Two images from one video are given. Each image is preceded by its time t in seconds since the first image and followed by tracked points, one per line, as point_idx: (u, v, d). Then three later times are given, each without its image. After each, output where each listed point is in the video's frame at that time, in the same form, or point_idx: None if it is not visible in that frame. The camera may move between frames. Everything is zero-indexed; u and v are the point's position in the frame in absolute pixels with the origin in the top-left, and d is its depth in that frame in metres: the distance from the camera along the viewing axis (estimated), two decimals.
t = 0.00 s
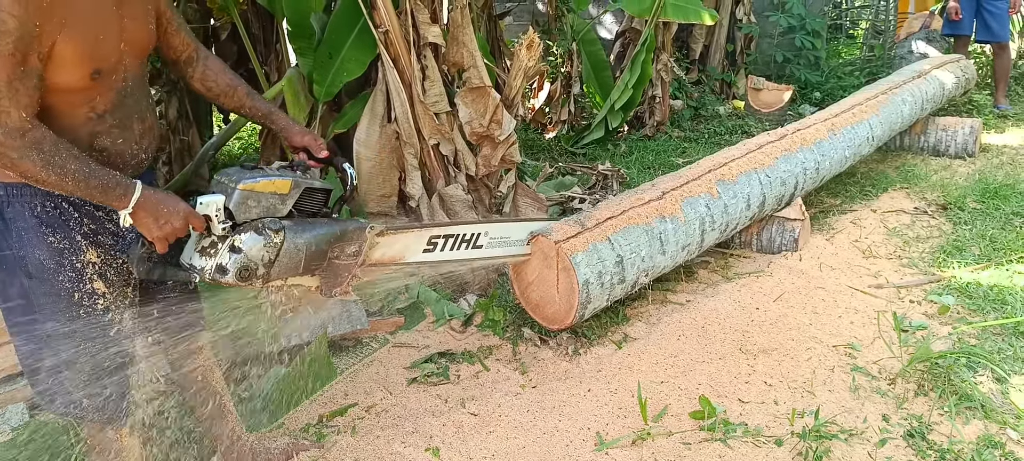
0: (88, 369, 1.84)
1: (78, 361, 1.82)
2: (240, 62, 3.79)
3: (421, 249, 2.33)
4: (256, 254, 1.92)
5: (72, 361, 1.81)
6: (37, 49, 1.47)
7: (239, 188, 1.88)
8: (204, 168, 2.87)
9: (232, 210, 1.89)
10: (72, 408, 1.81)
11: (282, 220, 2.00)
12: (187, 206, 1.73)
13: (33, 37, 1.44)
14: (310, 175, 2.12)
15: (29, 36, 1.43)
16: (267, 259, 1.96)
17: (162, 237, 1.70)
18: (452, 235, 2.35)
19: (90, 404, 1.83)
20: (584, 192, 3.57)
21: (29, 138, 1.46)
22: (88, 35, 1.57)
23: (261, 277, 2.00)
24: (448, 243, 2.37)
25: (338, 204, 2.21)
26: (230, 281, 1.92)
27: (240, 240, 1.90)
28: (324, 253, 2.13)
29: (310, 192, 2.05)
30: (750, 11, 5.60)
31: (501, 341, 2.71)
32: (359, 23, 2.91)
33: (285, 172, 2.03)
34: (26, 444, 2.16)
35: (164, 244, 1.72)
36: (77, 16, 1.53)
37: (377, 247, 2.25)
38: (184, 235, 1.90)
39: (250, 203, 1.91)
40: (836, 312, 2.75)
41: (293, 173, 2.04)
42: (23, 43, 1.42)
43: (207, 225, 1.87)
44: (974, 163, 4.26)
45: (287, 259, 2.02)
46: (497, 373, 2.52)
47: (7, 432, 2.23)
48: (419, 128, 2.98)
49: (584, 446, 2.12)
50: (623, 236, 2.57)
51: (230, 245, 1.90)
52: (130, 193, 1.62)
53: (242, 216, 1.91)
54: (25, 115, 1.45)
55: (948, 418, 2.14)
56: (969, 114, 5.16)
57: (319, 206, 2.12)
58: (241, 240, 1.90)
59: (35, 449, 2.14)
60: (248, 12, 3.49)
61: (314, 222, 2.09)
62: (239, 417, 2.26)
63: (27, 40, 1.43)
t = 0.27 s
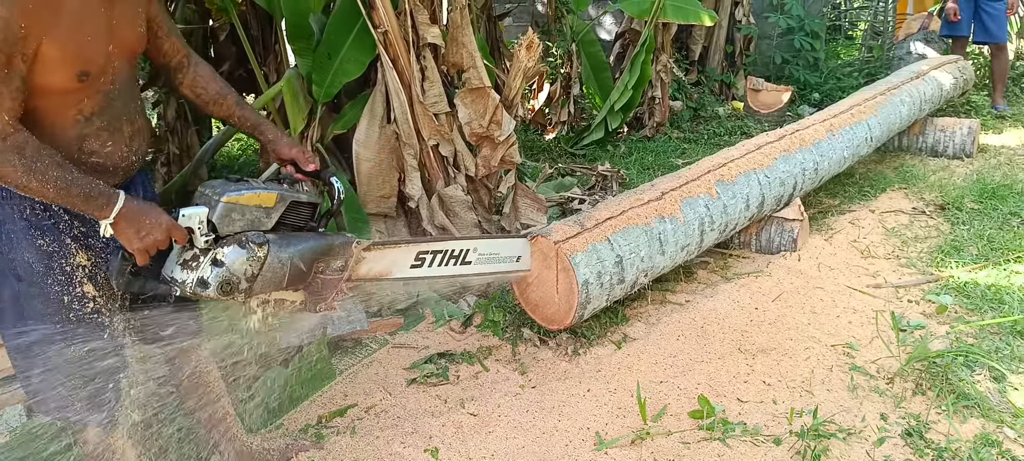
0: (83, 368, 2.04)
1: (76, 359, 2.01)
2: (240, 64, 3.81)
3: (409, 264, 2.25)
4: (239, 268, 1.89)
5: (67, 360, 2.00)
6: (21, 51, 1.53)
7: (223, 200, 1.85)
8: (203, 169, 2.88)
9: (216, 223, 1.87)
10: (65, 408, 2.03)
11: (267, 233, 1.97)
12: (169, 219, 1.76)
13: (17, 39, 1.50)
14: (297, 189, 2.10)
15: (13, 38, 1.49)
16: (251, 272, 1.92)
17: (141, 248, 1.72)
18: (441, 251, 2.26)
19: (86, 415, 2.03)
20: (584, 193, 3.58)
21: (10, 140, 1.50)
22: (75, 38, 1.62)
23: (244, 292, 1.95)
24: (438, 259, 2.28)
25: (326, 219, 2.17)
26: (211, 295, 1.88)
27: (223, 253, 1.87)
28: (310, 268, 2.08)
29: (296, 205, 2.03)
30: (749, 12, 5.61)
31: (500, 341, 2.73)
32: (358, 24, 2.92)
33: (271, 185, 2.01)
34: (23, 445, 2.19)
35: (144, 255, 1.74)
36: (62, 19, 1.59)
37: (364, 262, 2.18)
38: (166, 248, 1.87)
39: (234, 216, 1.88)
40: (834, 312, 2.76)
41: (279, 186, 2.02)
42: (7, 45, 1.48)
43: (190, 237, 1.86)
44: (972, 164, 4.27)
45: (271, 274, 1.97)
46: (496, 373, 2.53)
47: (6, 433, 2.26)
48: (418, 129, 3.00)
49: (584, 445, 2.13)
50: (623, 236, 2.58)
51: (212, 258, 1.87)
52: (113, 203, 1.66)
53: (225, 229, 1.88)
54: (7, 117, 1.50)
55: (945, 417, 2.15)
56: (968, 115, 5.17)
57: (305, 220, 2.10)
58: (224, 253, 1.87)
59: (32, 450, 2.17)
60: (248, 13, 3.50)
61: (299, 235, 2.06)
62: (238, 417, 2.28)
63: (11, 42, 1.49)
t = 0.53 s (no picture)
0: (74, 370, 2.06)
1: (67, 362, 2.03)
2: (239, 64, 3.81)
3: (399, 279, 2.20)
4: (226, 279, 1.84)
5: (59, 362, 2.03)
6: (21, 50, 1.52)
7: (211, 211, 1.82)
8: (202, 169, 2.87)
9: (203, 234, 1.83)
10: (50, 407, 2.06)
11: (256, 245, 1.93)
12: (157, 228, 1.72)
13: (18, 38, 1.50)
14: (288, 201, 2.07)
15: (14, 37, 1.49)
16: (238, 285, 1.87)
17: (128, 256, 1.69)
18: (432, 266, 2.21)
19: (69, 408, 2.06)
20: (585, 194, 3.58)
21: (4, 139, 1.49)
22: (76, 38, 1.62)
23: (231, 304, 1.90)
24: (428, 274, 2.23)
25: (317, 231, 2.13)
26: (196, 306, 1.83)
27: (210, 264, 1.83)
28: (298, 281, 2.02)
29: (285, 218, 1.99)
30: (748, 13, 5.62)
31: (500, 342, 2.72)
32: (358, 24, 2.92)
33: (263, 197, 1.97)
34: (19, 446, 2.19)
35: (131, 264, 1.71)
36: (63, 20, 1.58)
37: (354, 275, 2.12)
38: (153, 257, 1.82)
39: (222, 227, 1.85)
40: (834, 313, 2.77)
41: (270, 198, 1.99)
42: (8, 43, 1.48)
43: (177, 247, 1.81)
44: (972, 165, 4.28)
45: (258, 287, 1.92)
46: (496, 374, 2.53)
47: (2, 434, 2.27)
48: (418, 128, 2.99)
49: (584, 446, 2.13)
50: (623, 237, 2.59)
51: (199, 269, 1.82)
52: (101, 210, 1.64)
53: (213, 239, 1.84)
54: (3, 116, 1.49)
55: (945, 418, 2.16)
56: (967, 116, 5.18)
57: (295, 233, 2.06)
58: (211, 264, 1.83)
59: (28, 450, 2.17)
60: (248, 13, 3.51)
61: (288, 247, 2.02)
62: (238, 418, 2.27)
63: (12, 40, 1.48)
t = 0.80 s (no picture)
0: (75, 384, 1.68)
1: (66, 378, 1.66)
2: (236, 63, 3.80)
3: (414, 264, 2.26)
4: (245, 270, 1.76)
5: (56, 377, 1.65)
6: (64, 43, 1.41)
7: (228, 203, 1.72)
8: (198, 170, 2.87)
9: (221, 226, 1.74)
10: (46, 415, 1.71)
11: (273, 235, 1.85)
12: (179, 222, 1.62)
13: (63, 30, 1.39)
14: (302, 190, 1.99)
15: (60, 29, 1.38)
16: (257, 275, 1.80)
17: (150, 250, 1.58)
18: (445, 250, 2.28)
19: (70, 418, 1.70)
20: (583, 195, 3.57)
21: (40, 132, 1.38)
22: (116, 33, 1.50)
23: (250, 295, 1.83)
24: (442, 258, 2.30)
25: (331, 221, 2.09)
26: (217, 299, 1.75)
27: (229, 256, 1.75)
28: (316, 269, 1.96)
29: (300, 207, 1.91)
30: (748, 14, 5.61)
31: (499, 344, 2.71)
32: (357, 23, 2.91)
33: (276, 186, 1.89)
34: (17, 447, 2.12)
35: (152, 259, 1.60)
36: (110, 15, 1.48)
37: (369, 263, 2.15)
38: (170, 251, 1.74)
39: (239, 219, 1.75)
40: (833, 314, 2.76)
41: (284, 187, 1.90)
42: (52, 35, 1.37)
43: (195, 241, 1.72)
44: (970, 166, 4.28)
45: (276, 276, 1.84)
46: (494, 376, 2.52)
47: None
48: (416, 129, 2.98)
49: (582, 448, 2.12)
50: (621, 238, 2.58)
51: (218, 262, 1.74)
52: (126, 203, 1.52)
53: (231, 231, 1.75)
54: (38, 109, 1.37)
55: (944, 420, 2.15)
56: (965, 117, 5.18)
57: (310, 222, 1.98)
58: (230, 256, 1.75)
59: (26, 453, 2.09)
60: (245, 13, 3.50)
61: (305, 236, 1.94)
62: (235, 419, 2.25)
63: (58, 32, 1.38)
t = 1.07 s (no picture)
0: (82, 381, 1.69)
1: (74, 374, 1.67)
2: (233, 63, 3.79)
3: (447, 234, 2.46)
4: (289, 253, 1.87)
5: (64, 372, 1.67)
6: (104, 50, 1.45)
7: (268, 190, 1.82)
8: (196, 169, 2.86)
9: (262, 212, 1.84)
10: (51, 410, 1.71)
11: (311, 217, 1.96)
12: (223, 211, 1.71)
13: (104, 38, 1.43)
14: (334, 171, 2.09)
15: (101, 37, 1.42)
16: (300, 257, 1.91)
17: (198, 241, 1.67)
18: (474, 220, 2.49)
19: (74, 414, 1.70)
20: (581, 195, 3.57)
21: (90, 138, 1.43)
22: (144, 38, 1.56)
23: (296, 276, 1.95)
24: (471, 228, 2.51)
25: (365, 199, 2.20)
26: (264, 282, 1.87)
27: (273, 241, 1.86)
28: (355, 247, 2.10)
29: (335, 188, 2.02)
30: (746, 14, 5.61)
31: (498, 344, 2.71)
32: (355, 23, 2.91)
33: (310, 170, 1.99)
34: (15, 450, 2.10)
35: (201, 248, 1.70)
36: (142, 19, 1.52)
37: (405, 237, 2.33)
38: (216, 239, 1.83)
39: (279, 204, 1.86)
40: (832, 315, 2.76)
41: (317, 171, 2.00)
42: (95, 43, 1.41)
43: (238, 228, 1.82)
44: (968, 167, 4.28)
45: (319, 257, 1.97)
46: (493, 376, 2.52)
47: None
48: (414, 129, 2.97)
49: (580, 449, 2.12)
50: (620, 238, 2.58)
51: (263, 246, 1.85)
52: (173, 199, 1.59)
53: (272, 217, 1.86)
54: (86, 116, 1.42)
55: (942, 420, 2.15)
56: (964, 118, 5.19)
57: (344, 202, 2.11)
58: (274, 241, 1.86)
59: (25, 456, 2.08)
60: (243, 12, 3.49)
61: (341, 216, 2.06)
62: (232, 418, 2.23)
63: (99, 40, 1.42)
